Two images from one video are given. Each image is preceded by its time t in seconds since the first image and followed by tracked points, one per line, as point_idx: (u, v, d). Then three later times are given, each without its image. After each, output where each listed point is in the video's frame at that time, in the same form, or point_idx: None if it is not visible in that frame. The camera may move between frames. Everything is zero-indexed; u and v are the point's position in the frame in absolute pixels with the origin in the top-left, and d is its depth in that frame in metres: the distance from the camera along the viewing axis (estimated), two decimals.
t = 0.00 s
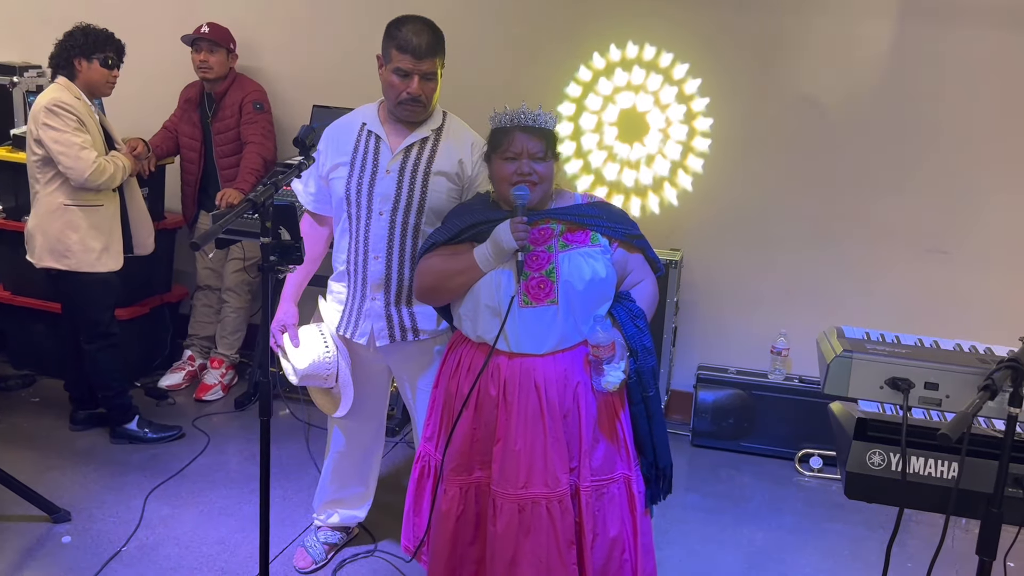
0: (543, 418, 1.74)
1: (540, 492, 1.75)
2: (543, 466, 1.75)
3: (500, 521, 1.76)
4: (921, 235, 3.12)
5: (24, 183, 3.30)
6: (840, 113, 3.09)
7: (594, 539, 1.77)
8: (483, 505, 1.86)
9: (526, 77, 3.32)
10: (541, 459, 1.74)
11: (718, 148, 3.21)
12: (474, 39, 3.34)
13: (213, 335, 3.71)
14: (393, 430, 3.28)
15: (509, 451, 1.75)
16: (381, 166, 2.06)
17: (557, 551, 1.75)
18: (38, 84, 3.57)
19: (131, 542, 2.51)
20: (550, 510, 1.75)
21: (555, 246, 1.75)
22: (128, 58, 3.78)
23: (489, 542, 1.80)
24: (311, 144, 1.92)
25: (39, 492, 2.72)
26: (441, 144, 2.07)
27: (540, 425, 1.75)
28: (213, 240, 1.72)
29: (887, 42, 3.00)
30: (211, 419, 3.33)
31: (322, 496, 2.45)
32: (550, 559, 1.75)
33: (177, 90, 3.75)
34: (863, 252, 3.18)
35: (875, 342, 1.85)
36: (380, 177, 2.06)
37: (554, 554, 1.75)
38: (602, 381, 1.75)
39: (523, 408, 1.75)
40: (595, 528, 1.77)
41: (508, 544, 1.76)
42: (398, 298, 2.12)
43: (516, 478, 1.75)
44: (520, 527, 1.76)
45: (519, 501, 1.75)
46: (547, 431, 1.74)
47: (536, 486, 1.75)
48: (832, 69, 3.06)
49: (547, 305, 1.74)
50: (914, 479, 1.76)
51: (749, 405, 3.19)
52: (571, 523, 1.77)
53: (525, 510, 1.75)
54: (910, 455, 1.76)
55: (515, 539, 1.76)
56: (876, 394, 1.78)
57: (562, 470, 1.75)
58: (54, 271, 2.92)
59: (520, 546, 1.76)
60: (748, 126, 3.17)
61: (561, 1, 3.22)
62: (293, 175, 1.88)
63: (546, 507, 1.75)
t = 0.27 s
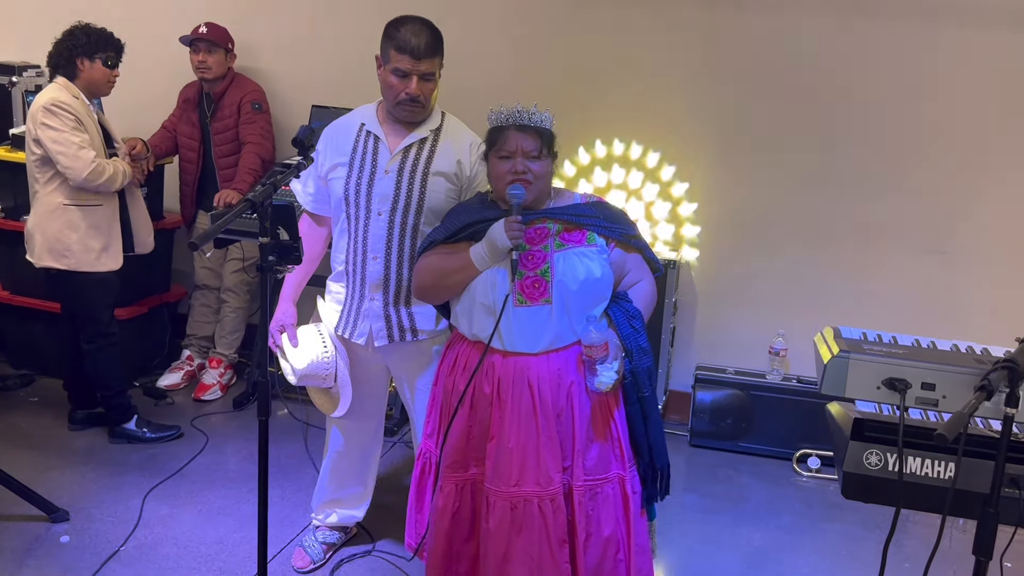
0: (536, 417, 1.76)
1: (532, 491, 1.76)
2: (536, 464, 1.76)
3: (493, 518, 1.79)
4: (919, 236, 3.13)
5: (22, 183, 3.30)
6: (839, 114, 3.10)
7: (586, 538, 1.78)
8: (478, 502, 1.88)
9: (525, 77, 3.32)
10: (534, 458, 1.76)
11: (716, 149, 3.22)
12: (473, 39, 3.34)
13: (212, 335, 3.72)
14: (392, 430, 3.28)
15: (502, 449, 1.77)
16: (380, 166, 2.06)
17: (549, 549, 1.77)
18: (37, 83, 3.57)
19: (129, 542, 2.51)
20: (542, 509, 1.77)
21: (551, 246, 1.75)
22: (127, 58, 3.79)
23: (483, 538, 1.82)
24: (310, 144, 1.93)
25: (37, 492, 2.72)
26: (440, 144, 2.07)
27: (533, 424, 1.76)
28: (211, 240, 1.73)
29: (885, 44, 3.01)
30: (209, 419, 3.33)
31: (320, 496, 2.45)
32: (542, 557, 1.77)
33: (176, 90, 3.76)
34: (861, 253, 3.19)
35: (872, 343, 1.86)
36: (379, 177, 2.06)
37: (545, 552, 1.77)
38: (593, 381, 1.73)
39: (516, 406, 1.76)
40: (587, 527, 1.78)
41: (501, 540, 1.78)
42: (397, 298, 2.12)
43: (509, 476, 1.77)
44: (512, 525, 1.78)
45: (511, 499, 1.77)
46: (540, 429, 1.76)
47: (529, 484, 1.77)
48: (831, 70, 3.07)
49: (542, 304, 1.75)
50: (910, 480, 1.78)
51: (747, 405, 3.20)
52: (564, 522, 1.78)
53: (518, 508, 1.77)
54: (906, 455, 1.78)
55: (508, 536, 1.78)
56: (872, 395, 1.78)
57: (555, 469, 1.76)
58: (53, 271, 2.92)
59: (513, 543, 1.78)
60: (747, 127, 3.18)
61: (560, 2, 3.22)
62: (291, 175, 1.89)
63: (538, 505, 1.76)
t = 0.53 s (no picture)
0: (532, 417, 1.77)
1: (527, 490, 1.78)
2: (531, 464, 1.77)
3: (488, 516, 1.80)
4: (918, 237, 3.13)
5: (22, 183, 3.30)
6: (838, 115, 3.11)
7: (581, 537, 1.79)
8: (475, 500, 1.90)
9: (525, 78, 3.33)
10: (530, 457, 1.77)
11: (716, 150, 3.23)
12: (473, 40, 3.35)
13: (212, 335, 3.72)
14: (392, 430, 3.29)
15: (497, 448, 1.79)
16: (380, 167, 2.06)
17: (543, 548, 1.78)
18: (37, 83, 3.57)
19: (129, 542, 2.51)
20: (537, 509, 1.78)
21: (550, 247, 1.76)
22: (127, 58, 3.79)
23: (478, 535, 1.84)
24: (311, 144, 1.94)
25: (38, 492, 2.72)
26: (440, 145, 2.08)
27: (528, 424, 1.77)
28: (213, 240, 1.74)
29: (885, 45, 3.02)
30: (209, 418, 3.33)
31: (321, 496, 2.46)
32: (536, 556, 1.78)
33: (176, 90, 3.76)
34: (860, 254, 3.20)
35: (871, 343, 1.86)
36: (379, 178, 2.06)
37: (540, 551, 1.78)
38: (591, 383, 1.74)
39: (512, 406, 1.78)
40: (582, 527, 1.79)
41: (495, 539, 1.80)
42: (398, 299, 2.12)
43: (504, 475, 1.78)
44: (507, 524, 1.79)
45: (506, 498, 1.78)
46: (535, 429, 1.77)
47: (524, 483, 1.78)
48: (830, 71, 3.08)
49: (538, 306, 1.76)
50: (909, 479, 1.80)
51: (746, 406, 3.20)
52: (558, 521, 1.79)
53: (512, 507, 1.78)
54: (905, 455, 1.79)
55: (502, 535, 1.80)
56: (871, 395, 1.79)
57: (550, 469, 1.77)
58: (55, 272, 2.93)
59: (507, 541, 1.80)
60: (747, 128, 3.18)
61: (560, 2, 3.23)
62: (292, 176, 1.90)
63: (533, 504, 1.78)
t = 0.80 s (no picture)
0: (529, 417, 1.77)
1: (523, 490, 1.78)
2: (528, 464, 1.78)
3: (484, 515, 1.80)
4: (918, 237, 3.14)
5: (23, 183, 3.30)
6: (838, 116, 3.11)
7: (578, 539, 1.79)
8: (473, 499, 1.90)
9: (526, 78, 3.33)
10: (526, 457, 1.77)
11: (716, 150, 3.23)
12: (473, 40, 3.35)
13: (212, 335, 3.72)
14: (392, 430, 3.29)
15: (494, 448, 1.79)
16: (380, 167, 2.07)
17: (538, 548, 1.78)
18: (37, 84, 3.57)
19: (129, 542, 2.51)
20: (533, 508, 1.78)
21: (551, 248, 1.76)
22: (128, 58, 3.79)
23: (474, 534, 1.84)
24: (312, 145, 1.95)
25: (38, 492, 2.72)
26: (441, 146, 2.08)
27: (526, 424, 1.77)
28: (215, 240, 1.74)
29: (885, 45, 3.02)
30: (210, 418, 3.33)
31: (321, 496, 2.45)
32: (532, 555, 1.79)
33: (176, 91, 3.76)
34: (860, 254, 3.20)
35: (872, 344, 1.86)
36: (380, 179, 2.07)
37: (536, 551, 1.79)
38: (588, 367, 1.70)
39: (509, 406, 1.78)
40: (579, 529, 1.79)
41: (491, 538, 1.80)
42: (398, 299, 2.12)
43: (500, 475, 1.78)
44: (503, 523, 1.79)
45: (503, 497, 1.79)
46: (532, 430, 1.77)
47: (520, 483, 1.78)
48: (830, 72, 3.08)
49: (538, 306, 1.76)
50: (911, 480, 1.80)
51: (746, 406, 3.20)
52: (554, 522, 1.79)
53: (508, 507, 1.79)
54: (906, 455, 1.80)
55: (498, 534, 1.80)
56: (873, 396, 1.79)
57: (547, 470, 1.77)
58: (55, 272, 2.93)
59: (503, 540, 1.80)
60: (747, 128, 3.19)
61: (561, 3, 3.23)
62: (293, 176, 1.90)
63: (529, 504, 1.78)
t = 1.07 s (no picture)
0: (522, 417, 1.77)
1: (515, 491, 1.78)
2: (520, 465, 1.78)
3: (476, 516, 1.80)
4: (915, 238, 3.14)
5: (21, 184, 3.30)
6: (836, 117, 3.12)
7: (570, 541, 1.79)
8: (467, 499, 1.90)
9: (524, 79, 3.33)
10: (519, 458, 1.78)
11: (714, 152, 3.23)
12: (472, 42, 3.35)
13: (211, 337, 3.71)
14: (389, 431, 3.29)
15: (487, 447, 1.79)
16: (379, 169, 2.07)
17: (530, 549, 1.79)
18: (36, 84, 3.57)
19: (128, 543, 2.51)
20: (525, 509, 1.78)
21: (548, 249, 1.76)
22: (127, 59, 3.79)
23: (467, 533, 1.84)
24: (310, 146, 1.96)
25: (36, 493, 2.72)
26: (439, 148, 2.08)
27: (519, 424, 1.78)
28: (213, 241, 1.75)
29: (883, 47, 3.03)
30: (208, 419, 3.33)
31: (319, 497, 2.45)
32: (523, 556, 1.79)
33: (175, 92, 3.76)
34: (858, 256, 3.20)
35: (869, 345, 1.87)
36: (378, 180, 2.07)
37: (527, 552, 1.79)
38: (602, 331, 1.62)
39: (502, 406, 1.78)
40: (572, 530, 1.79)
41: (482, 537, 1.80)
42: (396, 300, 2.13)
43: (493, 475, 1.78)
44: (495, 524, 1.80)
45: (495, 498, 1.79)
46: (525, 430, 1.77)
47: (513, 484, 1.78)
48: (827, 73, 3.09)
49: (532, 307, 1.75)
50: (909, 480, 1.81)
51: (744, 407, 3.21)
52: (546, 523, 1.79)
53: (500, 507, 1.79)
54: (904, 456, 1.80)
55: (490, 534, 1.80)
56: (870, 397, 1.79)
57: (539, 471, 1.78)
58: (54, 274, 2.93)
59: (495, 540, 1.80)
60: (745, 130, 3.19)
61: (559, 5, 3.24)
62: (292, 177, 1.90)
63: (521, 505, 1.78)
